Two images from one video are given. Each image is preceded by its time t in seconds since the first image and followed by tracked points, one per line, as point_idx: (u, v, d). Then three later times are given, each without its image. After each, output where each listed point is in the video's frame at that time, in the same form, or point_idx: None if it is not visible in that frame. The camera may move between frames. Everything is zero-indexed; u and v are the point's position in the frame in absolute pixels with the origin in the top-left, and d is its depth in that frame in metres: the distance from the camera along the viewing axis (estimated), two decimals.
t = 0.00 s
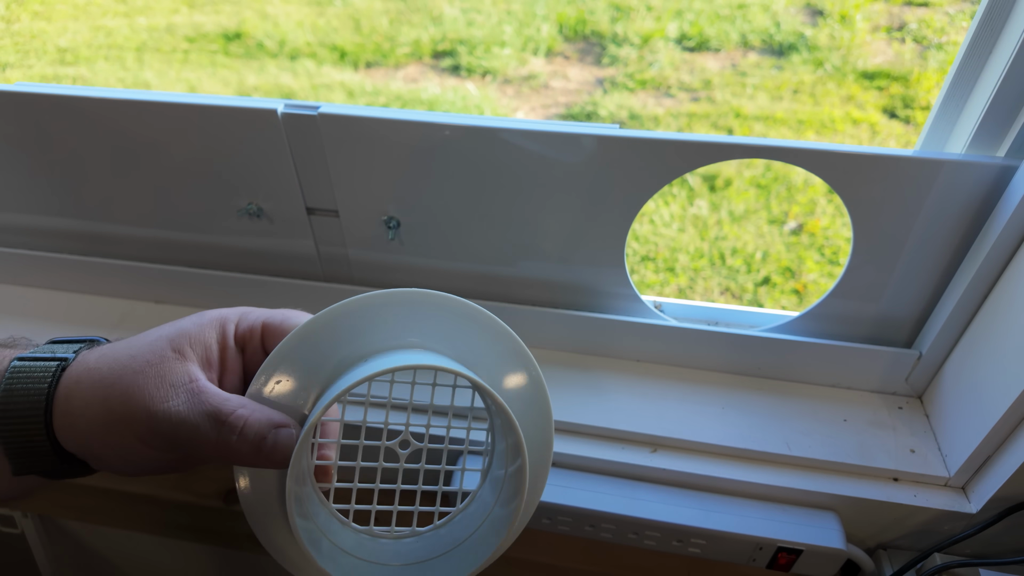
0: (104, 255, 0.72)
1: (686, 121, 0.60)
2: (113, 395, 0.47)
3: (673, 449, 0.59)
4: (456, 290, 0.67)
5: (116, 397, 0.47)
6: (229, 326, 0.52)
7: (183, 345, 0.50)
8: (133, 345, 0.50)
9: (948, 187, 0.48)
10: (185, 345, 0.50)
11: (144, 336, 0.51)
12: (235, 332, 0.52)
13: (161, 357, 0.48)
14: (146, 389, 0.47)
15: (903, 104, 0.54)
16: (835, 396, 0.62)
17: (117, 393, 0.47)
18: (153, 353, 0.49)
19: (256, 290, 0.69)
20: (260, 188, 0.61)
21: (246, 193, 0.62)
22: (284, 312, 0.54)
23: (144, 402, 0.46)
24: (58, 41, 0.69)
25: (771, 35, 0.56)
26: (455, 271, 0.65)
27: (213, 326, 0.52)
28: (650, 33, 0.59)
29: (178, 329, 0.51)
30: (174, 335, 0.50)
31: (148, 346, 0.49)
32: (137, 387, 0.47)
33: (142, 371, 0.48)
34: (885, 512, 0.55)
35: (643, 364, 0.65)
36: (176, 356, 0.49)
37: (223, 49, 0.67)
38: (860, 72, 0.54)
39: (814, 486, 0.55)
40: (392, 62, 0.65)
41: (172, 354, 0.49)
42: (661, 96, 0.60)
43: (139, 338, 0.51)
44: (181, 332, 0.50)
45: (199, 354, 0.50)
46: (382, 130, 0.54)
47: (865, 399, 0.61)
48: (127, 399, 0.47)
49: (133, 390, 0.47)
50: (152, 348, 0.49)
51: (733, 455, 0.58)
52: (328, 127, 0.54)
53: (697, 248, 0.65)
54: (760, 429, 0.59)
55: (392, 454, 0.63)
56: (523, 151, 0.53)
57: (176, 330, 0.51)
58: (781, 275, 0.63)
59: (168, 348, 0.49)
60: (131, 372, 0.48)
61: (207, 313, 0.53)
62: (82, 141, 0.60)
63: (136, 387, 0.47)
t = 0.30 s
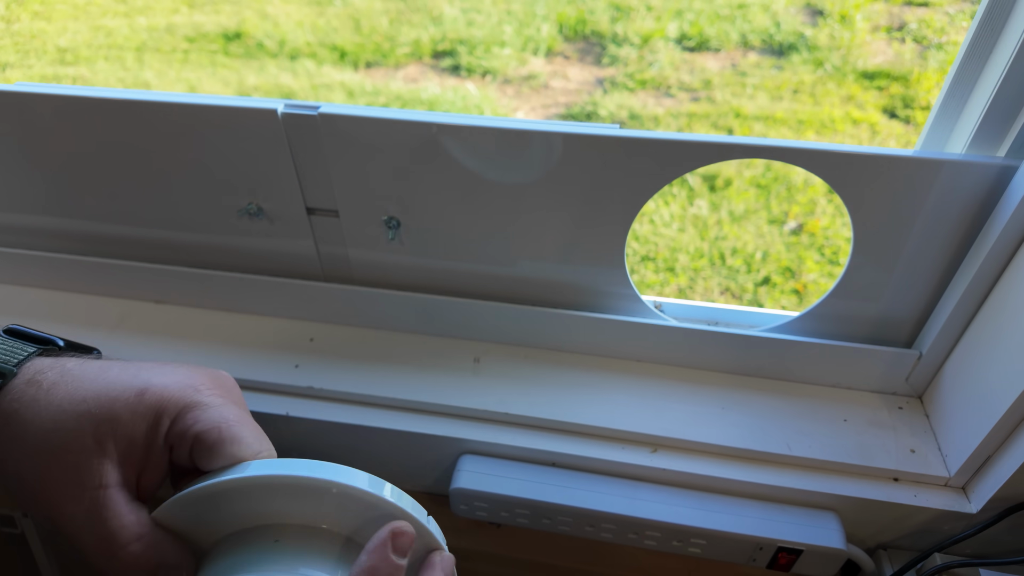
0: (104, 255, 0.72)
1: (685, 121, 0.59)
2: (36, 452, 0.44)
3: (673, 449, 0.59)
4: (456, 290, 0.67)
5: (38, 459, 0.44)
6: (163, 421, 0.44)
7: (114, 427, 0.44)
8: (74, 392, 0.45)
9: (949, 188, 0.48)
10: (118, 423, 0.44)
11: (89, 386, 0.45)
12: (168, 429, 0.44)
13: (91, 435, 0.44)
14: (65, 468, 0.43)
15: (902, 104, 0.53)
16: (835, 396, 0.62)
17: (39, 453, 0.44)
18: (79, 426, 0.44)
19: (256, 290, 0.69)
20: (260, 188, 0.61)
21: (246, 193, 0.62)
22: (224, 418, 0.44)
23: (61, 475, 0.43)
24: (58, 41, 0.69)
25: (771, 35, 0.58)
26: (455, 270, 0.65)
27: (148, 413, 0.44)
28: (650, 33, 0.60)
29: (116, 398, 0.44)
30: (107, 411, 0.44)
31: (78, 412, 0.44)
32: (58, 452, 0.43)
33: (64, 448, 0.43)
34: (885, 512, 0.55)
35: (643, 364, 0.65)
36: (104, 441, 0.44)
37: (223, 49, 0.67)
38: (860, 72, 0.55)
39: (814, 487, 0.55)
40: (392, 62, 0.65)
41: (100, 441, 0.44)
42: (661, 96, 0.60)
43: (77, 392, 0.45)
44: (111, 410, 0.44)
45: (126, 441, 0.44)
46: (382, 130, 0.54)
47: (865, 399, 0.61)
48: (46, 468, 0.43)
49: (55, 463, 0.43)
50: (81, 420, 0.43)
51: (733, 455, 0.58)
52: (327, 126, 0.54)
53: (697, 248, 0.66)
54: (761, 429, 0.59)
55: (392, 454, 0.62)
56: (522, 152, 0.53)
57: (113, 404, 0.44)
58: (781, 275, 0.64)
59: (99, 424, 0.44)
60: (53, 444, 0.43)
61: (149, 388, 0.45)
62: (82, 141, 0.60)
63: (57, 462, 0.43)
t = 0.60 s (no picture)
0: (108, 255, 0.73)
1: (684, 122, 0.60)
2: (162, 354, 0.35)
3: (672, 448, 0.59)
4: (456, 291, 0.67)
5: (174, 362, 0.35)
6: (263, 329, 0.33)
7: (212, 345, 0.34)
8: (163, 307, 0.36)
9: (945, 190, 0.48)
10: (201, 339, 0.34)
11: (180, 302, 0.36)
12: (238, 385, 0.34)
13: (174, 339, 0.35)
14: (209, 382, 0.34)
15: (900, 104, 0.54)
16: (833, 395, 0.62)
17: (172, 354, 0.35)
18: (224, 332, 0.34)
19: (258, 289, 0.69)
20: (262, 189, 0.61)
21: (249, 194, 0.62)
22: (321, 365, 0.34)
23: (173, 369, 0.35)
24: (61, 43, 0.70)
25: (768, 37, 0.58)
26: (456, 271, 0.65)
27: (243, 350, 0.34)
28: (650, 36, 0.60)
29: (206, 312, 0.34)
30: (244, 328, 0.34)
31: (178, 322, 0.35)
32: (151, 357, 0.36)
33: (195, 364, 0.34)
34: (882, 510, 0.56)
35: (642, 363, 0.66)
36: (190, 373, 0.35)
37: (226, 52, 0.68)
38: (857, 74, 0.56)
39: (811, 485, 0.56)
40: (392, 64, 0.65)
41: (219, 362, 0.34)
42: (659, 98, 0.61)
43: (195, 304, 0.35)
44: (234, 328, 0.34)
45: (218, 375, 0.34)
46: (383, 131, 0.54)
47: (862, 398, 0.62)
48: (184, 377, 0.35)
49: (158, 350, 0.35)
50: (227, 334, 0.34)
51: (731, 453, 0.58)
52: (329, 128, 0.55)
53: (696, 248, 0.67)
54: (759, 427, 0.59)
55: (394, 453, 0.63)
56: (522, 153, 0.53)
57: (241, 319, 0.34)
58: (779, 275, 0.64)
59: (171, 336, 0.35)
60: (193, 355, 0.34)
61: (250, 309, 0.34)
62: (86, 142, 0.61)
63: (206, 381, 0.34)
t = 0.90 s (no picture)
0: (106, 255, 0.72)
1: (685, 121, 0.60)
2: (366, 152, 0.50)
3: (672, 448, 0.59)
4: (456, 291, 0.67)
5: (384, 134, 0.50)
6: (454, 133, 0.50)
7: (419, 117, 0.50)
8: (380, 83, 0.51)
9: (948, 189, 0.48)
10: (415, 121, 0.50)
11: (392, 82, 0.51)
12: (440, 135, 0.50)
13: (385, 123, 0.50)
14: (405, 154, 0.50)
15: (902, 104, 0.53)
16: (835, 395, 0.62)
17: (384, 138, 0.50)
18: (414, 113, 0.50)
19: (257, 289, 0.69)
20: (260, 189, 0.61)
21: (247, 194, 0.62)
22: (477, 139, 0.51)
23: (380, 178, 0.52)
24: (59, 41, 0.70)
25: (770, 36, 0.56)
26: (455, 272, 0.65)
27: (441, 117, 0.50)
28: (650, 34, 0.59)
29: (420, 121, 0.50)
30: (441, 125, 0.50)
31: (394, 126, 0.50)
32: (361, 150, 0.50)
33: (402, 120, 0.50)
34: (883, 512, 0.56)
35: (643, 363, 0.66)
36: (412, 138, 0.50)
37: (224, 50, 0.68)
38: (859, 72, 0.55)
39: (813, 486, 0.56)
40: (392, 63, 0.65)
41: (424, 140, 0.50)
42: (661, 96, 0.61)
43: (404, 88, 0.50)
44: (436, 124, 0.50)
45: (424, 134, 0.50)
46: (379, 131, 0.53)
47: (864, 399, 0.61)
48: (388, 153, 0.50)
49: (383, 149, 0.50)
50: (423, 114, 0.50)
51: (733, 454, 0.58)
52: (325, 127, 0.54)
53: (696, 248, 0.66)
54: (760, 428, 0.59)
55: (393, 454, 0.63)
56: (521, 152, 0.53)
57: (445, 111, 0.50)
58: (780, 275, 0.64)
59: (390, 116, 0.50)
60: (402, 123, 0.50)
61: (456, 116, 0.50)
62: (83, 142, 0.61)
63: (405, 127, 0.50)
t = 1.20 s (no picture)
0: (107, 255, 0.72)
1: (685, 122, 0.61)
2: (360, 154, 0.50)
3: (672, 448, 0.59)
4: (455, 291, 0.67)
5: (378, 135, 0.50)
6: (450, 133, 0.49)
7: (412, 118, 0.49)
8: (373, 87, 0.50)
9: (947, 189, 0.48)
10: (408, 121, 0.49)
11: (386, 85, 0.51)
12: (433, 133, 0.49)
13: (380, 125, 0.50)
14: (399, 154, 0.50)
15: (902, 104, 0.54)
16: (834, 395, 0.62)
17: (378, 139, 0.50)
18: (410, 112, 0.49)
19: (257, 290, 0.69)
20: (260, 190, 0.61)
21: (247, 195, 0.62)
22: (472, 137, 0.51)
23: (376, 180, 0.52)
24: (60, 42, 0.70)
25: (770, 36, 0.56)
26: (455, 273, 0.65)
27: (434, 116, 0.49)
28: (650, 34, 0.59)
29: (412, 121, 0.49)
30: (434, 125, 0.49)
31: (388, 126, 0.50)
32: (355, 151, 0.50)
33: (395, 120, 0.50)
34: (883, 511, 0.56)
35: (642, 363, 0.66)
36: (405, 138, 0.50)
37: (224, 50, 0.68)
38: (858, 73, 0.55)
39: (812, 485, 0.56)
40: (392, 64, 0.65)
41: (417, 140, 0.49)
42: (660, 97, 0.61)
43: (400, 91, 0.50)
44: (432, 125, 0.49)
45: (418, 135, 0.49)
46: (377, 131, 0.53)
47: (863, 399, 0.62)
48: (384, 153, 0.50)
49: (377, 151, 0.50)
50: (416, 113, 0.49)
51: (732, 454, 0.58)
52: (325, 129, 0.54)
53: (696, 248, 0.66)
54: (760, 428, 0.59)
55: (393, 453, 0.63)
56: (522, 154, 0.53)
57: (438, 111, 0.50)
58: (780, 275, 0.64)
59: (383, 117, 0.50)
60: (395, 124, 0.50)
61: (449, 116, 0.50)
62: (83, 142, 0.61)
63: (398, 128, 0.50)
